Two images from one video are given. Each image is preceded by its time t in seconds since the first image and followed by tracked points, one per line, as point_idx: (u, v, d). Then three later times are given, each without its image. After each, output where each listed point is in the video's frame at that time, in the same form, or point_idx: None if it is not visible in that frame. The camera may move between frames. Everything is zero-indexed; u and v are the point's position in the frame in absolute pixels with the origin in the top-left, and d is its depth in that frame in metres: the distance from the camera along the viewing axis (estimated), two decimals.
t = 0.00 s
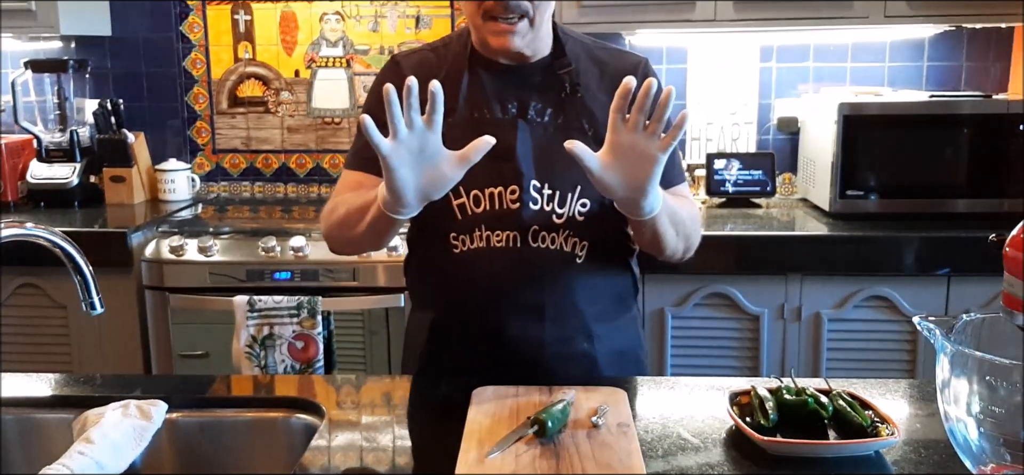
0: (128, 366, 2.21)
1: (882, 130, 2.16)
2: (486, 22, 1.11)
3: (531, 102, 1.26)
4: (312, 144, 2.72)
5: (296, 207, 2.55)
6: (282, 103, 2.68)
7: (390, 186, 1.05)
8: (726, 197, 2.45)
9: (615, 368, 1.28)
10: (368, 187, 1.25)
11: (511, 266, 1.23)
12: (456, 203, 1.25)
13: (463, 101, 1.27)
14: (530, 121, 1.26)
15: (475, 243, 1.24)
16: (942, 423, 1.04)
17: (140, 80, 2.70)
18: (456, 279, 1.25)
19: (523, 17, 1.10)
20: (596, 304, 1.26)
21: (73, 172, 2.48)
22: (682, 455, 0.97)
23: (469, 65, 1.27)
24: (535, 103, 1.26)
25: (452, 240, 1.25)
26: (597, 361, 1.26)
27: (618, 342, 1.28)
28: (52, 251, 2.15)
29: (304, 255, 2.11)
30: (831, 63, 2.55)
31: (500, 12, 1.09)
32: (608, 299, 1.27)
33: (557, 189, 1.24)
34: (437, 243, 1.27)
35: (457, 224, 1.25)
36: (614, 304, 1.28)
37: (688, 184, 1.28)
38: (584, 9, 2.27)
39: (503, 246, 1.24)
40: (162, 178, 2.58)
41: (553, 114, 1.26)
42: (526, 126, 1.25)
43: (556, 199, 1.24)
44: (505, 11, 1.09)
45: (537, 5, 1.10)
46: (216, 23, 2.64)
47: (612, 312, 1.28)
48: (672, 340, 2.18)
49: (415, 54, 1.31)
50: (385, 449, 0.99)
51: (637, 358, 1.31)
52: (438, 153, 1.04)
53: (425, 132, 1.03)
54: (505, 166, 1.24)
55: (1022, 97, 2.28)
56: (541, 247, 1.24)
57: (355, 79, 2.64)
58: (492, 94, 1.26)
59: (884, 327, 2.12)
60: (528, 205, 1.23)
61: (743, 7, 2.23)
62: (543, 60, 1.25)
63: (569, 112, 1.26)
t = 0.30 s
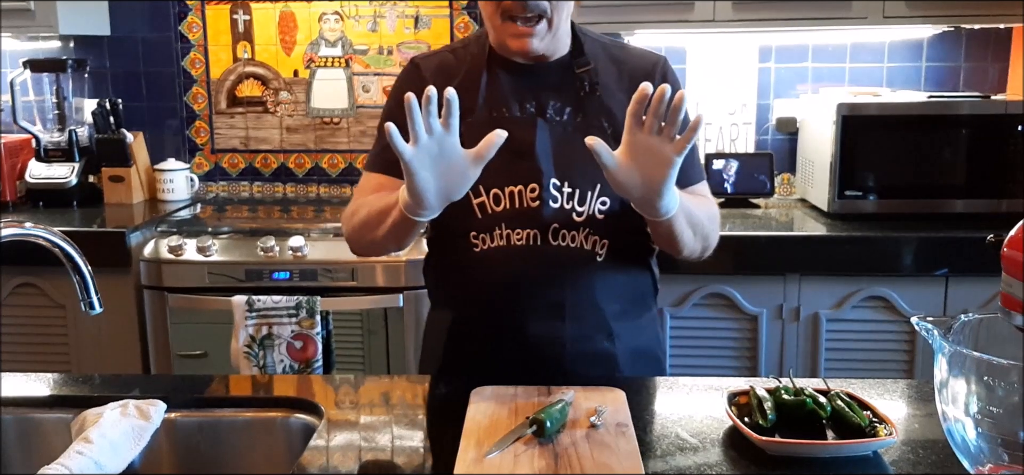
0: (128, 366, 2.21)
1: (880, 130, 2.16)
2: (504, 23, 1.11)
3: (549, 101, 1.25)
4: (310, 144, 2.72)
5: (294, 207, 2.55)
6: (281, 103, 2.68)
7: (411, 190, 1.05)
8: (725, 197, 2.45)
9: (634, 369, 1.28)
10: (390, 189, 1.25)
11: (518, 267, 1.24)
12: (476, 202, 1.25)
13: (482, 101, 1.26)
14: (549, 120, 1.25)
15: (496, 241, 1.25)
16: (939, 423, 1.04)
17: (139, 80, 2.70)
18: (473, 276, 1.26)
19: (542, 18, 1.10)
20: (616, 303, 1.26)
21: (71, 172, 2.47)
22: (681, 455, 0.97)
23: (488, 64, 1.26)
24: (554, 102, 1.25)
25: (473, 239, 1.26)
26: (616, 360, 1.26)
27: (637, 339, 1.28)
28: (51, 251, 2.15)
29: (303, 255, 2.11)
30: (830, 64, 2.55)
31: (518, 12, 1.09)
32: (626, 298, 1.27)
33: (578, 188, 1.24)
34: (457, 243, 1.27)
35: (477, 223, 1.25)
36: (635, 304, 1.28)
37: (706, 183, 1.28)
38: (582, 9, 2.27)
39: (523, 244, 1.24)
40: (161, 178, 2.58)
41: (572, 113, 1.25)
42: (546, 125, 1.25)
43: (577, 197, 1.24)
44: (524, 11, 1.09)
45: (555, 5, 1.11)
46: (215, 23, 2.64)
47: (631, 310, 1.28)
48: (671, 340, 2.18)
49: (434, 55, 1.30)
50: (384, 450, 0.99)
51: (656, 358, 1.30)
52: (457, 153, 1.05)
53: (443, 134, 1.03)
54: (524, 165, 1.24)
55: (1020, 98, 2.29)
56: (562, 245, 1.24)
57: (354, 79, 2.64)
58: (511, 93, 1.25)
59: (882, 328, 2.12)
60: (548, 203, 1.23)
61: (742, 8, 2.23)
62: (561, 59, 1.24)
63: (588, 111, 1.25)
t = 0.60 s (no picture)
0: (127, 367, 2.22)
1: (880, 132, 2.17)
2: (525, 23, 1.09)
3: (570, 104, 1.24)
4: (310, 146, 2.72)
5: (293, 209, 2.55)
6: (281, 105, 2.69)
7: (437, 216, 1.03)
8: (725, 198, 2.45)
9: (655, 371, 1.28)
10: (411, 197, 1.24)
11: (523, 270, 1.25)
12: (496, 205, 1.24)
13: (503, 105, 1.25)
14: (570, 123, 1.25)
15: (515, 244, 1.25)
16: (938, 424, 1.04)
17: (138, 81, 2.70)
18: (489, 278, 1.26)
19: (563, 19, 1.09)
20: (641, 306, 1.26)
21: (71, 173, 2.47)
22: (681, 457, 0.97)
23: (509, 68, 1.25)
24: (575, 105, 1.24)
25: (492, 242, 1.26)
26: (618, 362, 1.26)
27: (662, 344, 1.28)
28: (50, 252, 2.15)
29: (302, 256, 2.11)
30: (829, 66, 2.55)
31: (540, 13, 1.08)
32: (653, 299, 1.28)
33: (598, 191, 1.24)
34: (476, 246, 1.27)
35: (497, 226, 1.25)
36: (659, 307, 1.29)
37: (729, 187, 1.27)
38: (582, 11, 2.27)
39: (544, 247, 1.24)
40: (161, 180, 2.58)
41: (593, 116, 1.25)
42: (566, 128, 1.24)
43: (597, 201, 1.24)
44: (546, 12, 1.08)
45: (577, 6, 1.10)
46: (214, 24, 2.64)
47: (655, 313, 1.28)
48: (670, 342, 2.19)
49: (454, 59, 1.27)
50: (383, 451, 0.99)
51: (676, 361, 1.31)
52: (480, 178, 1.02)
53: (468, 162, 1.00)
54: (544, 167, 1.24)
55: (1019, 100, 2.29)
56: (581, 248, 1.25)
57: (354, 80, 2.65)
58: (532, 96, 1.24)
59: (881, 329, 2.13)
60: (568, 206, 1.23)
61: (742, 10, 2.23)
62: (583, 62, 1.23)
63: (608, 114, 1.25)
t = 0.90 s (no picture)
0: (127, 369, 2.22)
1: (879, 136, 2.17)
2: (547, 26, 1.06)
3: (587, 110, 1.24)
4: (310, 149, 2.72)
5: (293, 211, 2.55)
6: (281, 107, 2.69)
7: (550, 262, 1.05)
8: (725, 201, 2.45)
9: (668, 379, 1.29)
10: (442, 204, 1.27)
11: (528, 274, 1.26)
12: (510, 209, 1.26)
13: (522, 109, 1.25)
14: (586, 130, 1.24)
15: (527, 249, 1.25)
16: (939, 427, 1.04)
17: (139, 84, 2.70)
18: (502, 282, 1.28)
19: (585, 21, 1.06)
20: (653, 314, 1.27)
21: (71, 176, 2.48)
22: (681, 459, 0.97)
23: (529, 73, 1.25)
24: (592, 112, 1.24)
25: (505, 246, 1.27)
26: (618, 366, 1.26)
27: (672, 353, 1.28)
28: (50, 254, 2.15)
29: (302, 259, 2.10)
30: (829, 69, 2.55)
31: (561, 16, 1.05)
32: (664, 310, 1.28)
33: (611, 199, 1.25)
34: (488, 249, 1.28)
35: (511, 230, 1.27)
36: (670, 316, 1.29)
37: (744, 197, 1.27)
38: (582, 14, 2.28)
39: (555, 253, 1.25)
40: (160, 182, 2.58)
41: (609, 123, 1.24)
42: (582, 134, 1.24)
43: (609, 208, 1.25)
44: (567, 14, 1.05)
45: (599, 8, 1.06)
46: (215, 27, 2.64)
47: (667, 322, 1.28)
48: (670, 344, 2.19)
49: (477, 62, 1.27)
50: (383, 454, 0.99)
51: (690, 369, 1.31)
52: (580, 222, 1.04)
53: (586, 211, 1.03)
54: (558, 173, 1.24)
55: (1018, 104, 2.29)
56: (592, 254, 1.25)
57: (354, 83, 2.65)
58: (549, 102, 1.24)
59: (881, 333, 2.13)
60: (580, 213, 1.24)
61: (742, 13, 2.23)
62: (603, 69, 1.23)
63: (624, 122, 1.24)
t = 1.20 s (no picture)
0: (126, 379, 2.21)
1: (879, 146, 2.17)
2: (553, 41, 1.12)
3: (589, 124, 1.25)
4: (310, 159, 2.73)
5: (293, 221, 2.55)
6: (281, 117, 2.69)
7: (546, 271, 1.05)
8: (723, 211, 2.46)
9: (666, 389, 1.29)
10: (442, 210, 1.26)
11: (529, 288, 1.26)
12: (510, 220, 1.26)
13: (525, 120, 1.25)
14: (587, 142, 1.25)
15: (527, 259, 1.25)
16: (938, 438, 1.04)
17: (139, 94, 2.71)
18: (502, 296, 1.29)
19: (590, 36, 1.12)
20: (650, 328, 1.27)
21: (71, 185, 2.48)
22: (679, 469, 0.97)
23: (533, 84, 1.26)
24: (594, 124, 1.25)
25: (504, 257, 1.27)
26: (618, 377, 1.26)
27: (670, 365, 1.29)
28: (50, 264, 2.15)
29: (301, 269, 2.10)
30: (828, 80, 2.56)
31: (567, 30, 1.11)
32: (663, 322, 1.28)
33: (610, 213, 1.25)
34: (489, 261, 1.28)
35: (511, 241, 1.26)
36: (668, 328, 1.29)
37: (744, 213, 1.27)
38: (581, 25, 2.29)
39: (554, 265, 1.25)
40: (160, 192, 2.58)
41: (611, 137, 1.25)
42: (583, 147, 1.25)
43: (608, 222, 1.25)
44: (573, 27, 1.10)
45: (603, 24, 1.12)
46: (215, 38, 2.65)
47: (665, 333, 1.29)
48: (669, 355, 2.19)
49: (482, 70, 1.28)
50: (382, 464, 0.99)
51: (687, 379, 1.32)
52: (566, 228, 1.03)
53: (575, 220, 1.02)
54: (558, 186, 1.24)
55: (1016, 114, 2.30)
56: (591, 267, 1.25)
57: (353, 93, 2.66)
58: (552, 114, 1.25)
59: (881, 343, 2.13)
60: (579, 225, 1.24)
61: (740, 24, 2.25)
62: (606, 82, 1.24)
63: (626, 136, 1.25)
